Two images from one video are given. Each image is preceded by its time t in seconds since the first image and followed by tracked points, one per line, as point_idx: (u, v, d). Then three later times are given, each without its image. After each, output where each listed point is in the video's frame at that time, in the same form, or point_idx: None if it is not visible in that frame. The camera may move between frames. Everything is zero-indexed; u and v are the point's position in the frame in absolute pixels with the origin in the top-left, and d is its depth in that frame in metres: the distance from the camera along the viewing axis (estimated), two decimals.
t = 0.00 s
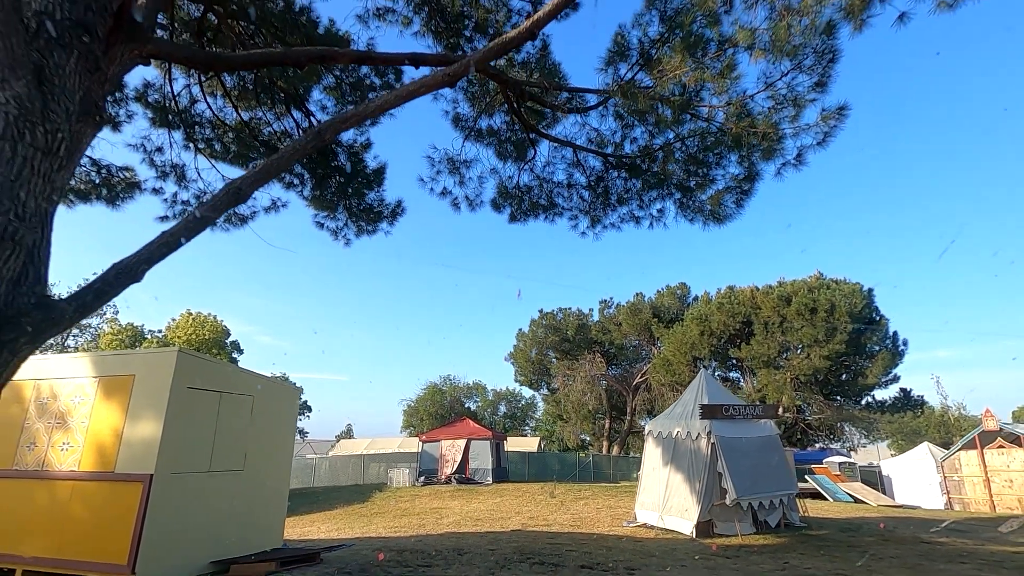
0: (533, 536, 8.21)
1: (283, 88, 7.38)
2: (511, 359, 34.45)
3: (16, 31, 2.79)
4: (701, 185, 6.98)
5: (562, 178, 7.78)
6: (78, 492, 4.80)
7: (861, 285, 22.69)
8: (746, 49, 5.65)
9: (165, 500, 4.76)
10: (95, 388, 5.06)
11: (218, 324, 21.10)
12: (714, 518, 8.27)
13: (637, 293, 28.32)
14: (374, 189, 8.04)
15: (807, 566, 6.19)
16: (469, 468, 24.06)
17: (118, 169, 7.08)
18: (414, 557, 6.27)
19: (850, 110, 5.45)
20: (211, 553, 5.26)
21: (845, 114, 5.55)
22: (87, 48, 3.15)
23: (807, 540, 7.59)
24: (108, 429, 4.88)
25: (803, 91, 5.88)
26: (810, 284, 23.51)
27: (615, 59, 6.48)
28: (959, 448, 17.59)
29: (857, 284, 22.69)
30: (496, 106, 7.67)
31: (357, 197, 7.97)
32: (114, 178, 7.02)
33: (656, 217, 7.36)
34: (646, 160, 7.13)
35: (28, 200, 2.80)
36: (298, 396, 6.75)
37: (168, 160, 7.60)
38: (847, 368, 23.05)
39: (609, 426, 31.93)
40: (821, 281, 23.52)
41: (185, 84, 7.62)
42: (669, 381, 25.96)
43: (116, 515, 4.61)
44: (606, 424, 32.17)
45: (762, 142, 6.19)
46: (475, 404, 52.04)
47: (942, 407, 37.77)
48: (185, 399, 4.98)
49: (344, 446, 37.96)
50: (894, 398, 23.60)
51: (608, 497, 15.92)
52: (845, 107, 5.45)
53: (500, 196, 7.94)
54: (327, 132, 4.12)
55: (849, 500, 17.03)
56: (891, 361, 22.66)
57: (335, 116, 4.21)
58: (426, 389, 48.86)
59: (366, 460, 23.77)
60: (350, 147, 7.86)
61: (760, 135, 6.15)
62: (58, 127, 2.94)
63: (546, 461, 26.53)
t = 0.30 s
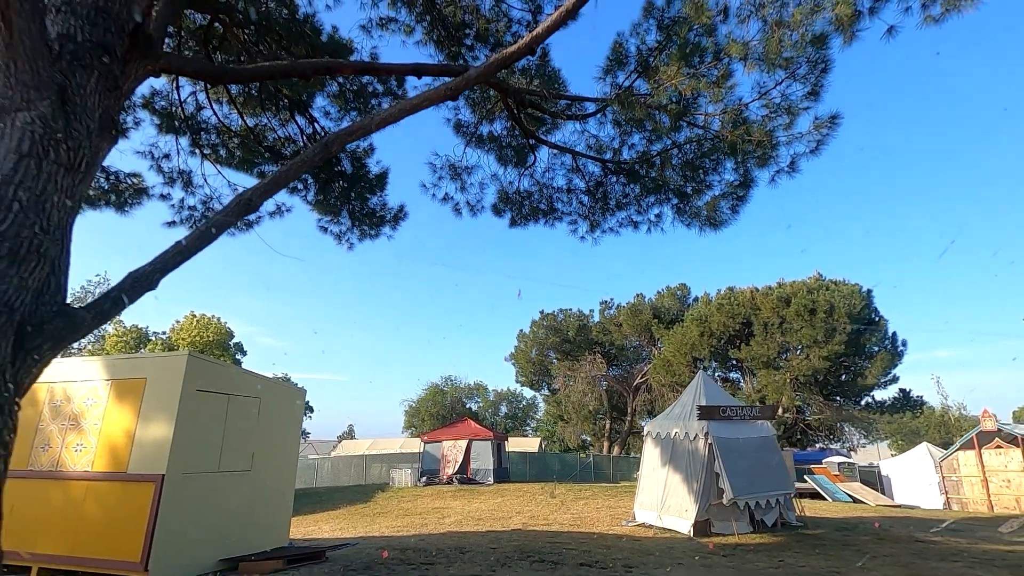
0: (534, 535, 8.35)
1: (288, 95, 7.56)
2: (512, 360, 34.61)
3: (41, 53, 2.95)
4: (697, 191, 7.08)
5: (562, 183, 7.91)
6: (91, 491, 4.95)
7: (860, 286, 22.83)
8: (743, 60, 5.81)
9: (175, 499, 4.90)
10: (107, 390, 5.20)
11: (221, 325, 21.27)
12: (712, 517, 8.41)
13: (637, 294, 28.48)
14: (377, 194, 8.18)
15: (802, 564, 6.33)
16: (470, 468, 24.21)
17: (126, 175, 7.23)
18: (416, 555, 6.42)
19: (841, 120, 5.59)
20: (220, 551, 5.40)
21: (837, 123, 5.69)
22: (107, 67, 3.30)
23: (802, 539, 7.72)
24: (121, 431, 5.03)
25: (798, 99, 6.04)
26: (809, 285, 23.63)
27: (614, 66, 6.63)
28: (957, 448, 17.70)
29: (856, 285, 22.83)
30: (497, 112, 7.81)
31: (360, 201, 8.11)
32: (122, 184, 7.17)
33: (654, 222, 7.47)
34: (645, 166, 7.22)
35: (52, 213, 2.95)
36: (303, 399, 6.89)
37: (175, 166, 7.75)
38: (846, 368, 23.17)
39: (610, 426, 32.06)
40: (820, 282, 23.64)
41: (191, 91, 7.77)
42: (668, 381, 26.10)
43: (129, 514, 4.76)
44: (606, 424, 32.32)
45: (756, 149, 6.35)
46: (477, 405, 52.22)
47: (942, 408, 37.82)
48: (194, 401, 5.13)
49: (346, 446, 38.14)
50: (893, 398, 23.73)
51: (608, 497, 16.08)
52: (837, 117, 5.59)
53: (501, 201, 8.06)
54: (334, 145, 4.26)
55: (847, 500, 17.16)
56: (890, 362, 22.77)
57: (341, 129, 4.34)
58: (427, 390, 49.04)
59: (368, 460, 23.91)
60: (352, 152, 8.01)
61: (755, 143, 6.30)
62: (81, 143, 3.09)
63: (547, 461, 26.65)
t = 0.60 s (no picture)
0: (536, 534, 8.49)
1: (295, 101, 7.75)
2: (515, 361, 34.79)
3: (68, 75, 3.12)
4: (695, 197, 7.17)
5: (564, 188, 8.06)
6: (108, 490, 5.12)
7: (861, 287, 22.93)
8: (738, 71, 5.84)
9: (190, 497, 5.07)
10: (122, 392, 5.37)
11: (227, 327, 21.49)
12: (711, 516, 8.53)
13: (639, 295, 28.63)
14: (381, 198, 8.35)
15: (799, 562, 6.45)
16: (474, 468, 24.38)
17: (136, 182, 7.39)
18: (422, 553, 6.58)
19: (836, 127, 5.71)
20: (231, 549, 5.55)
21: (832, 131, 5.81)
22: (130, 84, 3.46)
23: (800, 539, 7.83)
24: (136, 432, 5.19)
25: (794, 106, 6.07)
26: (811, 286, 23.72)
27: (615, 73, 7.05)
28: (958, 448, 17.77)
29: (857, 286, 22.92)
30: (499, 118, 7.97)
31: (366, 206, 8.29)
32: (132, 190, 7.34)
33: (655, 226, 7.58)
34: (645, 172, 7.29)
35: (78, 226, 3.11)
36: (311, 400, 7.05)
37: (185, 173, 7.92)
38: (848, 369, 23.25)
39: (612, 426, 32.19)
40: (822, 283, 23.73)
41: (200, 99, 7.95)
42: (670, 382, 26.23)
43: (145, 512, 4.93)
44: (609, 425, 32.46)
45: (754, 155, 6.53)
46: (479, 406, 52.43)
47: (945, 408, 37.83)
48: (207, 403, 5.29)
49: (350, 446, 38.33)
50: (895, 399, 23.84)
51: (610, 497, 16.23)
52: (832, 125, 5.71)
53: (503, 205, 8.20)
54: (343, 157, 4.42)
55: (849, 500, 17.25)
56: (891, 363, 22.86)
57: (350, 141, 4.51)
58: (430, 391, 49.28)
59: (372, 460, 24.10)
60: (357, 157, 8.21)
61: (753, 149, 6.47)
62: (103, 158, 3.24)
63: (550, 461, 26.77)
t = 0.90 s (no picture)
0: (541, 534, 8.63)
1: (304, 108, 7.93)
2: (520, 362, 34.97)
3: (96, 95, 3.27)
4: (697, 202, 7.25)
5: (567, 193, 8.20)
6: (127, 490, 5.30)
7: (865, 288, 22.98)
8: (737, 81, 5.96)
9: (205, 495, 5.24)
10: (140, 395, 5.55)
11: (236, 329, 21.76)
12: (714, 517, 8.64)
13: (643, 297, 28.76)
14: (389, 202, 8.52)
15: (799, 561, 6.57)
16: (479, 469, 24.55)
17: (149, 188, 7.59)
18: (429, 551, 6.73)
19: (834, 135, 5.82)
20: (244, 546, 5.72)
21: (831, 139, 5.92)
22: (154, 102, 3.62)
23: (801, 539, 7.94)
24: (153, 434, 5.37)
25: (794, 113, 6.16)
26: (815, 287, 23.76)
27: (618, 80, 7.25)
28: (963, 449, 17.79)
29: (861, 287, 22.98)
30: (503, 124, 8.12)
31: (374, 210, 8.46)
32: (145, 196, 7.53)
33: (657, 231, 7.68)
34: (649, 177, 7.36)
35: (105, 238, 3.28)
36: (321, 402, 7.21)
37: (196, 179, 8.11)
38: (852, 370, 23.36)
39: (617, 427, 32.28)
40: (826, 284, 23.77)
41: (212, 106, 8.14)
42: (675, 383, 26.32)
43: (164, 510, 5.11)
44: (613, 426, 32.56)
45: (756, 162, 6.70)
46: (485, 406, 52.60)
47: (951, 409, 37.71)
48: (222, 404, 5.46)
49: (356, 446, 38.59)
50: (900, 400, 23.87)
51: (614, 497, 16.34)
52: (830, 133, 5.82)
53: (508, 210, 8.33)
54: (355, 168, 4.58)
55: (853, 501, 17.29)
56: (896, 364, 22.89)
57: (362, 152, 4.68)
58: (435, 391, 49.51)
59: (379, 460, 24.28)
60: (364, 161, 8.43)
61: (754, 156, 6.65)
62: (129, 173, 3.40)
63: (555, 462, 26.83)
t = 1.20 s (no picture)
0: (547, 533, 8.77)
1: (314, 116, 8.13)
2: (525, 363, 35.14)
3: (122, 114, 3.44)
4: (699, 207, 7.38)
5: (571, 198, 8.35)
6: (146, 489, 5.48)
7: (870, 288, 23.01)
8: (737, 90, 6.09)
9: (221, 495, 5.43)
10: (157, 397, 5.73)
11: (245, 331, 22.03)
12: (717, 516, 8.76)
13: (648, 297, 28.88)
14: (396, 207, 8.70)
15: (799, 560, 6.69)
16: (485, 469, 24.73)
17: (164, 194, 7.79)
18: (437, 549, 6.90)
19: (833, 142, 5.94)
20: (258, 544, 5.89)
21: (830, 145, 6.04)
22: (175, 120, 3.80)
23: (803, 538, 8.06)
24: (171, 435, 5.55)
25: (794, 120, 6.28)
26: (819, 287, 23.80)
27: (621, 88, 7.41)
28: (968, 450, 17.80)
29: (866, 288, 23.02)
30: (507, 130, 8.26)
31: (381, 215, 8.64)
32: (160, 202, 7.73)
33: (660, 235, 7.80)
34: (652, 181, 7.48)
35: (130, 250, 3.45)
36: (331, 403, 7.38)
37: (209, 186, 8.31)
38: (857, 371, 23.42)
39: (622, 428, 32.40)
40: (831, 284, 23.79)
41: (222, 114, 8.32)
42: (680, 384, 26.41)
43: (182, 510, 5.29)
44: (618, 426, 32.67)
45: (756, 168, 6.84)
46: (490, 407, 52.79)
47: (958, 409, 37.57)
48: (237, 407, 5.64)
49: (363, 446, 38.85)
50: (905, 400, 23.91)
51: (619, 497, 16.47)
52: (829, 140, 5.94)
53: (513, 215, 8.47)
54: (366, 179, 4.75)
55: (858, 501, 17.35)
56: (901, 364, 22.92)
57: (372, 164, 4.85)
58: (441, 392, 49.74)
59: (385, 460, 24.47)
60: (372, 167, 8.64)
61: (755, 162, 6.79)
62: (152, 188, 3.58)
63: (561, 462, 26.96)
